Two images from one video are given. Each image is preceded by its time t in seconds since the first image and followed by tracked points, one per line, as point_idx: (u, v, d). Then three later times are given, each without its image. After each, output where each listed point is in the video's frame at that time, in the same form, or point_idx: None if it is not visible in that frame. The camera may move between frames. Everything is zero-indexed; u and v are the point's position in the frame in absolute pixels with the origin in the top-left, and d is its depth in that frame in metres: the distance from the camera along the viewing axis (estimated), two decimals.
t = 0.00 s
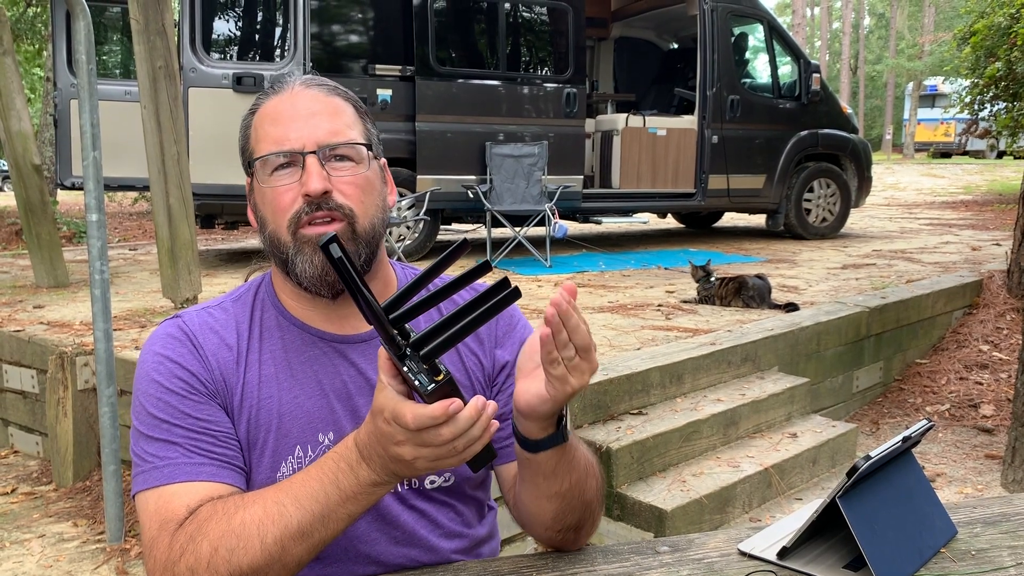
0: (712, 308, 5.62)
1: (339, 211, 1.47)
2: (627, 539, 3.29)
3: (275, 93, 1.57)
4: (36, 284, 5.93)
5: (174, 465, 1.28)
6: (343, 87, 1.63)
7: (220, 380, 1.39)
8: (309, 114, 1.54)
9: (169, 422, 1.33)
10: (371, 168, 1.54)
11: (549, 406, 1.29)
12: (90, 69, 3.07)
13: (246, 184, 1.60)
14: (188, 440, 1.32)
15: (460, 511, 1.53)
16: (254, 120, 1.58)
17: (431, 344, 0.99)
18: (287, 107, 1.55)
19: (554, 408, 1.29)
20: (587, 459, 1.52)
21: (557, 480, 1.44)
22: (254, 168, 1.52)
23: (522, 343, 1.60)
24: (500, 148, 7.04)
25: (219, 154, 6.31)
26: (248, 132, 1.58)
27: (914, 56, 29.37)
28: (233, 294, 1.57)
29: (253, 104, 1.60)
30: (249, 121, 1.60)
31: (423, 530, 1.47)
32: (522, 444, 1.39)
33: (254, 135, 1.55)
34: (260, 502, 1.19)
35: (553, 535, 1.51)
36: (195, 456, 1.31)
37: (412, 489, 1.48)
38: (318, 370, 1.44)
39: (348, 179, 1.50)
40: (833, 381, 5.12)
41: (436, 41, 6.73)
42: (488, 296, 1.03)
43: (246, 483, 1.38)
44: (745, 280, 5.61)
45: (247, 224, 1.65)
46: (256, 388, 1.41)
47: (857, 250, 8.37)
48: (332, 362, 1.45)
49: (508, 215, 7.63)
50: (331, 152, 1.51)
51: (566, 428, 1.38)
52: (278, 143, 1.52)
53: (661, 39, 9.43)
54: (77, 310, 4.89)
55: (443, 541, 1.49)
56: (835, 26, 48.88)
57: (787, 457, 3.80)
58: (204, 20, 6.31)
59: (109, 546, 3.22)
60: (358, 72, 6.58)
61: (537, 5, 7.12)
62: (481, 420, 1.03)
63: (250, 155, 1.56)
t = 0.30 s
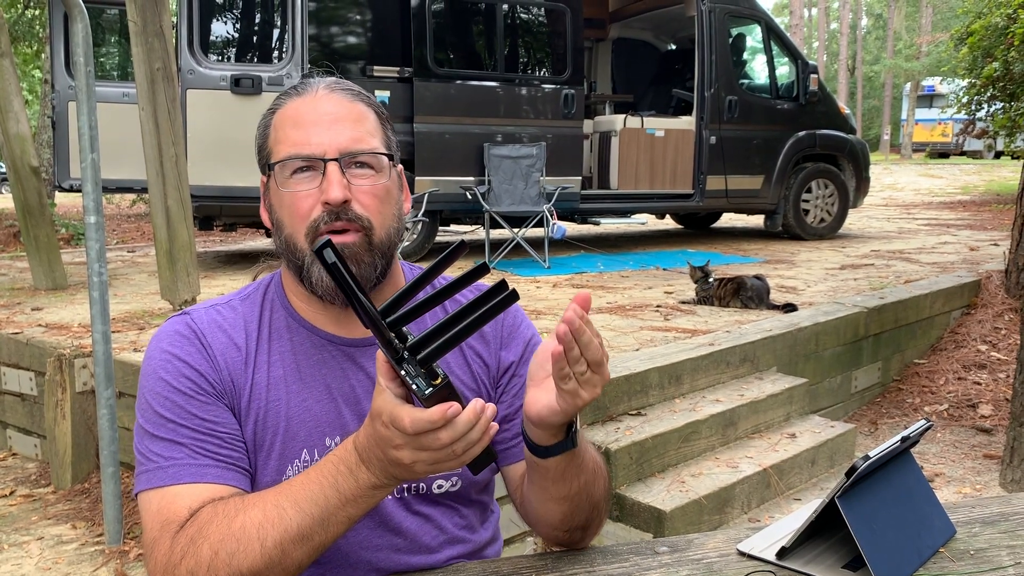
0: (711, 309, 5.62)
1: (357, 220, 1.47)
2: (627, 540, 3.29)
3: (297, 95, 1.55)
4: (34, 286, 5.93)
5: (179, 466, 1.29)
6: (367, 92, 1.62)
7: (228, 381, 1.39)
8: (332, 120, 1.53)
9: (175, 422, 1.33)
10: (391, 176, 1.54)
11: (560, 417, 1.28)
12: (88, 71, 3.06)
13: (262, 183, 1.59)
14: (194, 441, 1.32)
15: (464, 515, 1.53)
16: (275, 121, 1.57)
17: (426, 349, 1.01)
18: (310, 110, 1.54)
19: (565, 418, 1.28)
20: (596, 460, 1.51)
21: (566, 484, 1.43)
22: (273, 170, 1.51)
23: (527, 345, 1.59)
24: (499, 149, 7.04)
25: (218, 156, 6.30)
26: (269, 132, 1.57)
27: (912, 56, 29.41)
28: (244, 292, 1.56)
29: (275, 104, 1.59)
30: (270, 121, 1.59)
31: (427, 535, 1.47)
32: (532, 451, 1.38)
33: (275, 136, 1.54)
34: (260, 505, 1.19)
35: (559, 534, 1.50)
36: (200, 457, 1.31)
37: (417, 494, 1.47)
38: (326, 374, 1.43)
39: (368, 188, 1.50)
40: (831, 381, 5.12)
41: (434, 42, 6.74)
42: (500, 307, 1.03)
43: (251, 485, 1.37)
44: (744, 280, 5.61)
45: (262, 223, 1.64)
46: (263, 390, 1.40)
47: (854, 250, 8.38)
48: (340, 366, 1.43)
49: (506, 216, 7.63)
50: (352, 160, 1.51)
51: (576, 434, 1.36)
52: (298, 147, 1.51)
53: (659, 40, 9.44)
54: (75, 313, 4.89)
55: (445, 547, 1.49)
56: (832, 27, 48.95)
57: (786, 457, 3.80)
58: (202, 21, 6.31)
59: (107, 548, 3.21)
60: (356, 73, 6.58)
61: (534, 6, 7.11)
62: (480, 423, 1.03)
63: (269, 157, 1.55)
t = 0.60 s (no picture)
0: (709, 309, 5.62)
1: (357, 220, 1.46)
2: (625, 540, 3.28)
3: (298, 95, 1.55)
4: (32, 287, 5.92)
5: (179, 466, 1.29)
6: (369, 92, 1.61)
7: (229, 381, 1.39)
8: (332, 120, 1.53)
9: (175, 422, 1.33)
10: (392, 176, 1.54)
11: (560, 416, 1.27)
12: (85, 72, 3.06)
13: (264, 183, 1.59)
14: (195, 441, 1.32)
15: (464, 518, 1.53)
16: (276, 121, 1.57)
17: (424, 348, 1.01)
18: (310, 111, 1.54)
19: (565, 418, 1.27)
20: (600, 465, 1.49)
21: (570, 487, 1.41)
22: (274, 171, 1.52)
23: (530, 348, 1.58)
24: (497, 150, 7.05)
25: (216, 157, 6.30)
26: (271, 133, 1.57)
27: (909, 56, 29.43)
28: (246, 293, 1.56)
29: (277, 104, 1.59)
30: (272, 121, 1.59)
31: (427, 537, 1.47)
32: (535, 452, 1.36)
33: (276, 138, 1.55)
34: (257, 505, 1.19)
35: (566, 540, 1.43)
36: (201, 457, 1.31)
37: (416, 497, 1.47)
38: (327, 375, 1.42)
39: (368, 188, 1.49)
40: (829, 381, 5.13)
41: (432, 43, 6.74)
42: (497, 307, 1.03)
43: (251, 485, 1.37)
44: (742, 280, 5.61)
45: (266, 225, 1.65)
46: (265, 390, 1.40)
47: (852, 250, 8.39)
48: (342, 367, 1.43)
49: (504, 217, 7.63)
50: (351, 160, 1.50)
51: (579, 433, 1.36)
52: (299, 147, 1.51)
53: (657, 40, 9.45)
54: (73, 313, 4.89)
55: (445, 550, 1.49)
56: (830, 27, 49.01)
57: (784, 457, 3.81)
58: (199, 22, 6.30)
59: (105, 549, 3.21)
60: (354, 74, 6.57)
61: (532, 6, 7.12)
62: (477, 423, 1.03)
63: (271, 157, 1.55)
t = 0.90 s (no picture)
0: (708, 309, 5.63)
1: (346, 223, 1.46)
2: (624, 540, 3.28)
3: (288, 99, 1.56)
4: (31, 287, 5.91)
5: (177, 466, 1.29)
6: (361, 92, 1.60)
7: (227, 381, 1.39)
8: (321, 124, 1.53)
9: (174, 422, 1.33)
10: (382, 179, 1.53)
11: (563, 428, 1.28)
12: (84, 71, 3.06)
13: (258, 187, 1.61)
14: (193, 441, 1.32)
15: (462, 519, 1.53)
16: (267, 125, 1.57)
17: (418, 347, 1.01)
18: (299, 114, 1.53)
19: (568, 430, 1.28)
20: (601, 468, 1.49)
21: (573, 492, 1.41)
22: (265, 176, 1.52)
23: (529, 349, 1.58)
24: (496, 150, 7.05)
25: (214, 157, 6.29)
26: (262, 137, 1.58)
27: (908, 56, 29.45)
28: (245, 293, 1.57)
29: (268, 108, 1.59)
30: (264, 125, 1.60)
31: (425, 537, 1.47)
32: (537, 461, 1.36)
33: (267, 142, 1.55)
34: (254, 504, 1.19)
35: (569, 542, 1.43)
36: (199, 457, 1.31)
37: (414, 498, 1.47)
38: (325, 376, 1.42)
39: (358, 192, 1.49)
40: (828, 381, 5.13)
41: (431, 43, 6.74)
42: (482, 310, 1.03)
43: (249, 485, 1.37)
44: (741, 281, 5.61)
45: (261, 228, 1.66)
46: (263, 391, 1.40)
47: (851, 250, 8.38)
48: (339, 368, 1.43)
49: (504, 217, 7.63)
50: (341, 164, 1.50)
51: (581, 442, 1.36)
52: (288, 152, 1.51)
53: (656, 40, 9.45)
54: (72, 313, 4.88)
55: (443, 550, 1.49)
56: (829, 28, 49.01)
57: (783, 457, 3.81)
58: (198, 21, 6.30)
59: (104, 549, 3.21)
60: (353, 74, 6.57)
61: (531, 6, 7.12)
62: (473, 422, 1.03)
63: (263, 162, 1.56)
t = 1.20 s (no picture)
0: (709, 308, 5.62)
1: (343, 224, 1.47)
2: (624, 540, 3.28)
3: (285, 99, 1.56)
4: (32, 286, 5.91)
5: (178, 465, 1.29)
6: (358, 90, 1.60)
7: (228, 380, 1.39)
8: (317, 123, 1.53)
9: (175, 421, 1.33)
10: (380, 177, 1.53)
11: (548, 401, 1.27)
12: (85, 70, 3.06)
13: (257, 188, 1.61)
14: (194, 440, 1.32)
15: (462, 518, 1.53)
16: (265, 125, 1.57)
17: (421, 349, 1.01)
18: (295, 115, 1.54)
19: (552, 403, 1.27)
20: (596, 458, 1.49)
21: (566, 479, 1.41)
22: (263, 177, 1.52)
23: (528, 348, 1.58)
24: (498, 149, 7.05)
25: (215, 156, 6.29)
26: (260, 137, 1.58)
27: (910, 56, 29.43)
28: (246, 292, 1.57)
29: (265, 108, 1.60)
30: (261, 125, 1.60)
31: (424, 536, 1.47)
32: (530, 444, 1.36)
33: (264, 143, 1.55)
34: (256, 503, 1.20)
35: (566, 536, 1.43)
36: (200, 456, 1.31)
37: (414, 498, 1.47)
38: (326, 376, 1.42)
39: (355, 191, 1.49)
40: (829, 381, 5.13)
41: (432, 42, 6.74)
42: (475, 312, 1.03)
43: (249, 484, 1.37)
44: (742, 280, 5.61)
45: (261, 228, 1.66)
46: (264, 390, 1.40)
47: (852, 250, 8.38)
48: (340, 368, 1.43)
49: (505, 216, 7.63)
50: (338, 163, 1.50)
51: (572, 423, 1.36)
52: (284, 152, 1.52)
53: (658, 40, 9.44)
54: (73, 312, 4.89)
55: (443, 549, 1.49)
56: (831, 28, 48.98)
57: (784, 457, 3.81)
58: (200, 20, 6.30)
59: (105, 547, 3.21)
60: (354, 73, 6.57)
61: (532, 6, 7.12)
62: (475, 422, 1.03)
63: (260, 162, 1.56)
